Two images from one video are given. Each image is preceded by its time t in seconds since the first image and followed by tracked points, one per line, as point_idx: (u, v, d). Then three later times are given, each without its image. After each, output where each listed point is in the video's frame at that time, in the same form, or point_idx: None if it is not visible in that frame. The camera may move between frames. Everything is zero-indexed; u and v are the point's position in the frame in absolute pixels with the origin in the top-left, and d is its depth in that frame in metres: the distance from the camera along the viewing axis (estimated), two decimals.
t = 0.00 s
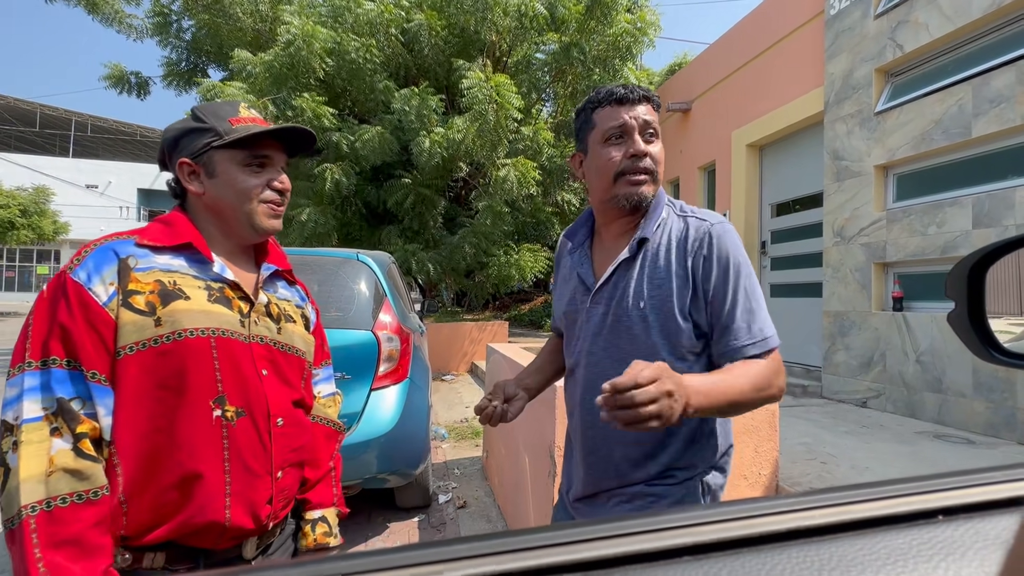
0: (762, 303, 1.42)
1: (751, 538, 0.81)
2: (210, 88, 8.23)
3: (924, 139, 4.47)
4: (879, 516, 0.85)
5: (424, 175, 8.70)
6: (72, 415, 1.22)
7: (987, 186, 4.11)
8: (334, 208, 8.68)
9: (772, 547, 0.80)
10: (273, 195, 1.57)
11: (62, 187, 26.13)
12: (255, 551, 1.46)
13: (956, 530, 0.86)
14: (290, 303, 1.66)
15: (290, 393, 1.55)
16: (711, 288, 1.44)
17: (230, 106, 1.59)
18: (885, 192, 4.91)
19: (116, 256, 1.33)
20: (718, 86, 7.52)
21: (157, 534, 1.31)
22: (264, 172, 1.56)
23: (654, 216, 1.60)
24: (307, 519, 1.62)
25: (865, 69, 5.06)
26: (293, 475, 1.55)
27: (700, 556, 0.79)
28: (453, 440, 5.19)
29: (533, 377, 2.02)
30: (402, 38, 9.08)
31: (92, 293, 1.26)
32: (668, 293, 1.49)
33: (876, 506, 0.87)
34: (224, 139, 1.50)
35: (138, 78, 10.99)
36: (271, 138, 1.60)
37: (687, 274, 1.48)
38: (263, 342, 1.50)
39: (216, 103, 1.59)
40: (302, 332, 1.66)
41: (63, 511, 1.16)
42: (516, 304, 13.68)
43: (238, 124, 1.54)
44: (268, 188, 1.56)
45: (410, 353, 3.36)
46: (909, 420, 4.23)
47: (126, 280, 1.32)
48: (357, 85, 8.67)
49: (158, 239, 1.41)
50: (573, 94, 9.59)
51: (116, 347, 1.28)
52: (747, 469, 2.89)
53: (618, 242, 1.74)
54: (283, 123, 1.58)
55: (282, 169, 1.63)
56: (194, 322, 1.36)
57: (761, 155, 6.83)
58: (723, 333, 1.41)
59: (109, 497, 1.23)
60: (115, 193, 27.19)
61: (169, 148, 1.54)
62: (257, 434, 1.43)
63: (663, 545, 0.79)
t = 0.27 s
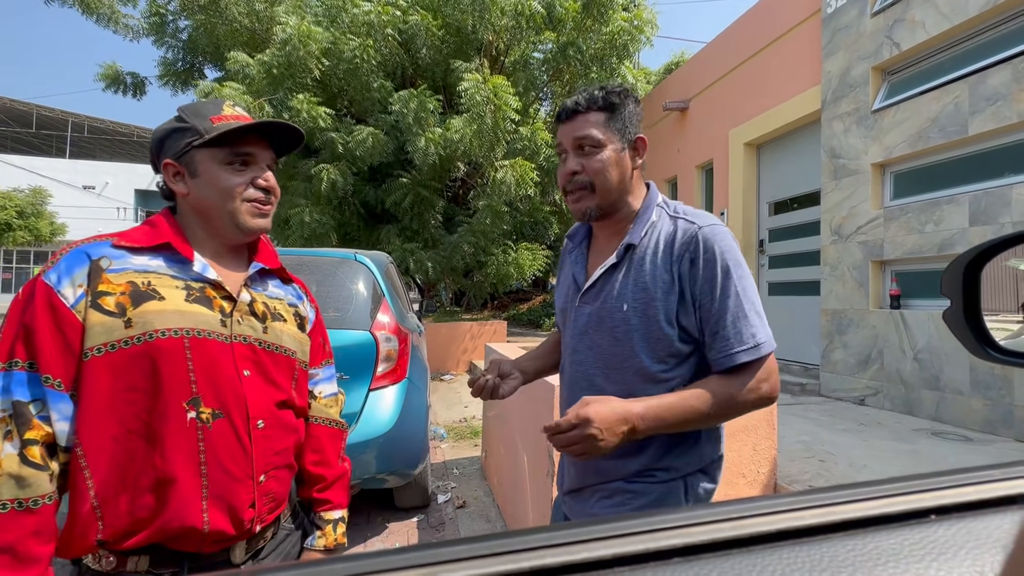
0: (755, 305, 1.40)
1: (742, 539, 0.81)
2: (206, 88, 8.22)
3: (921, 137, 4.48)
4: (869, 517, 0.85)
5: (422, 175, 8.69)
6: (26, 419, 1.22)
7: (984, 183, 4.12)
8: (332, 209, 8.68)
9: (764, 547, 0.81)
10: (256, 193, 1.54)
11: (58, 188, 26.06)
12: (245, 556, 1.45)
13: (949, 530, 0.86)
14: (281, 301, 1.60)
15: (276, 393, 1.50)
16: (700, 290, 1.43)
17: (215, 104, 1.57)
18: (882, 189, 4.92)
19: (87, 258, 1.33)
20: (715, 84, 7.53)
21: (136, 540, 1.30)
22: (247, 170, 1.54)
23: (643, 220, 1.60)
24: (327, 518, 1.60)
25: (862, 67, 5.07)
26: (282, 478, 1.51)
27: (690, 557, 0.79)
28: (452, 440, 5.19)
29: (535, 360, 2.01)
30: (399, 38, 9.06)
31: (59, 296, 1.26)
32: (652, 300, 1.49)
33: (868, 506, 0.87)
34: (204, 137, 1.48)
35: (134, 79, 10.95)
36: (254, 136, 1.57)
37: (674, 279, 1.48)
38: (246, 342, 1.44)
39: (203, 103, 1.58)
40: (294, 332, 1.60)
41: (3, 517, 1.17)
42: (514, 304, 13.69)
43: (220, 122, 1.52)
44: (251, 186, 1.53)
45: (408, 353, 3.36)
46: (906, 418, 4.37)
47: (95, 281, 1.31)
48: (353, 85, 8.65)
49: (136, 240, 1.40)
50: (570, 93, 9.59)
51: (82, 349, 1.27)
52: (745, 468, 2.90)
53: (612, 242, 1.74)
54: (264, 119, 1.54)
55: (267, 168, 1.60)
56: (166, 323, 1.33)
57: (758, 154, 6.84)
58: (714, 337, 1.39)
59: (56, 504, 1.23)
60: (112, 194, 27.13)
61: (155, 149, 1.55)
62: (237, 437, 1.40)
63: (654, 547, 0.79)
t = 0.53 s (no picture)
0: (703, 309, 1.38)
1: (743, 540, 0.82)
2: (202, 89, 8.20)
3: (916, 135, 4.49)
4: (868, 516, 0.86)
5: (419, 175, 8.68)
6: (6, 416, 1.22)
7: (979, 181, 4.13)
8: (328, 209, 8.66)
9: (766, 547, 0.81)
10: (226, 193, 1.49)
11: (54, 189, 25.97)
12: (235, 561, 1.45)
13: (948, 529, 0.87)
14: (273, 303, 1.59)
15: (265, 394, 1.49)
16: (655, 289, 1.45)
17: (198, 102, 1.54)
18: (878, 188, 4.94)
19: (73, 257, 1.33)
20: (711, 83, 7.54)
21: (117, 544, 1.30)
22: (218, 170, 1.50)
23: (621, 220, 1.62)
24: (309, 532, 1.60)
25: (858, 66, 5.08)
26: (270, 481, 1.50)
27: (689, 559, 0.79)
28: (450, 441, 5.19)
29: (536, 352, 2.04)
30: (396, 38, 9.04)
31: (43, 294, 1.26)
32: (613, 297, 1.54)
33: (867, 505, 0.87)
34: (174, 137, 1.46)
35: (129, 79, 10.92)
36: (224, 133, 1.52)
37: (634, 278, 1.52)
38: (235, 343, 1.44)
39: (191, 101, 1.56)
40: (287, 333, 1.59)
41: None
42: (512, 304, 13.69)
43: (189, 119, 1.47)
44: (222, 187, 1.49)
45: (406, 354, 3.36)
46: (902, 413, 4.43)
47: (80, 279, 1.30)
48: (350, 85, 8.63)
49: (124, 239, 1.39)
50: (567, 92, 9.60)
51: (65, 346, 1.26)
52: (743, 466, 2.90)
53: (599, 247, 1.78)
54: (225, 113, 1.47)
55: (242, 166, 1.53)
56: (149, 321, 1.32)
57: (755, 153, 6.85)
58: (657, 337, 1.41)
59: (32, 502, 1.23)
60: (108, 195, 27.04)
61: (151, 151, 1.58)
62: (222, 438, 1.39)
63: (654, 549, 0.80)
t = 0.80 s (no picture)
0: (658, 310, 1.39)
1: (748, 543, 0.82)
2: (198, 89, 8.18)
3: (913, 134, 4.50)
4: (874, 518, 0.86)
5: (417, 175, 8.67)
6: (4, 420, 1.21)
7: (975, 180, 4.14)
8: (325, 210, 8.65)
9: (773, 550, 0.81)
10: (211, 194, 1.49)
11: (50, 191, 25.88)
12: (232, 563, 1.45)
13: (954, 530, 0.87)
14: (269, 305, 1.59)
15: (261, 396, 1.49)
16: (618, 291, 1.47)
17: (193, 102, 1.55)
18: (875, 187, 4.95)
19: (67, 260, 1.32)
20: (708, 83, 7.55)
21: (113, 548, 1.29)
22: (206, 170, 1.50)
23: (597, 223, 1.63)
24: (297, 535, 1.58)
25: (854, 65, 5.09)
26: (267, 483, 1.51)
27: (693, 562, 0.79)
28: (449, 441, 5.19)
29: (524, 352, 2.04)
30: (394, 38, 9.04)
31: (38, 296, 1.25)
32: (580, 301, 1.57)
33: (873, 506, 0.87)
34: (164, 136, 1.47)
35: (125, 81, 10.88)
36: (215, 132, 1.51)
37: (602, 280, 1.53)
38: (231, 345, 1.44)
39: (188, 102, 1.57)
40: (284, 335, 1.59)
41: None
42: (510, 303, 13.70)
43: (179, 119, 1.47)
44: (209, 187, 1.49)
45: (404, 354, 3.36)
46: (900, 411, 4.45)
47: (75, 282, 1.30)
48: (347, 86, 8.62)
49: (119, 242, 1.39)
50: (564, 92, 9.60)
51: (60, 350, 1.26)
52: (742, 465, 2.91)
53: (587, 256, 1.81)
54: (214, 113, 1.47)
55: (230, 165, 1.53)
56: (145, 324, 1.32)
57: (752, 152, 6.86)
58: (616, 338, 1.43)
59: (36, 506, 1.22)
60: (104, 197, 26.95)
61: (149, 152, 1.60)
62: (218, 441, 1.39)
63: (657, 552, 0.80)
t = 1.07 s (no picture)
0: (632, 306, 1.39)
1: (744, 541, 0.82)
2: (195, 90, 8.16)
3: (909, 133, 4.51)
4: (868, 516, 0.86)
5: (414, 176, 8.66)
6: (15, 418, 1.19)
7: (971, 179, 4.15)
8: (323, 210, 8.64)
9: (768, 548, 0.82)
10: (214, 198, 1.49)
11: (47, 193, 25.82)
12: (235, 563, 1.45)
13: (948, 527, 0.87)
14: (271, 308, 1.60)
15: (265, 398, 1.50)
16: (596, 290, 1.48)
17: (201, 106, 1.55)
18: (871, 186, 4.96)
19: (76, 258, 1.31)
20: (706, 82, 7.56)
21: (118, 548, 1.28)
22: (210, 174, 1.50)
23: (577, 225, 1.64)
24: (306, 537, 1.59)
25: (851, 65, 5.10)
26: (269, 484, 1.51)
27: (689, 561, 0.80)
28: (448, 441, 5.19)
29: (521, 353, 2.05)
30: (392, 38, 9.05)
31: (47, 294, 1.24)
32: (559, 303, 1.58)
33: (867, 504, 0.88)
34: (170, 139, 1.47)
35: (122, 83, 10.85)
36: (219, 137, 1.51)
37: (580, 280, 1.54)
38: (236, 346, 1.45)
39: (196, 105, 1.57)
40: (286, 338, 1.60)
41: None
42: (509, 304, 13.71)
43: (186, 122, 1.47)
44: (214, 191, 1.49)
45: (403, 354, 3.36)
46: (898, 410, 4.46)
47: (85, 280, 1.29)
48: (345, 86, 8.62)
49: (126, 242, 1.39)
50: (561, 92, 9.63)
51: (68, 349, 1.25)
52: (740, 464, 2.92)
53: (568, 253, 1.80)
54: (218, 118, 1.46)
55: (234, 171, 1.53)
56: (154, 325, 1.32)
57: (750, 151, 6.87)
58: (595, 336, 1.43)
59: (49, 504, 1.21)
60: (101, 199, 26.89)
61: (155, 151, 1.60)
62: (224, 441, 1.39)
63: (654, 550, 0.80)
